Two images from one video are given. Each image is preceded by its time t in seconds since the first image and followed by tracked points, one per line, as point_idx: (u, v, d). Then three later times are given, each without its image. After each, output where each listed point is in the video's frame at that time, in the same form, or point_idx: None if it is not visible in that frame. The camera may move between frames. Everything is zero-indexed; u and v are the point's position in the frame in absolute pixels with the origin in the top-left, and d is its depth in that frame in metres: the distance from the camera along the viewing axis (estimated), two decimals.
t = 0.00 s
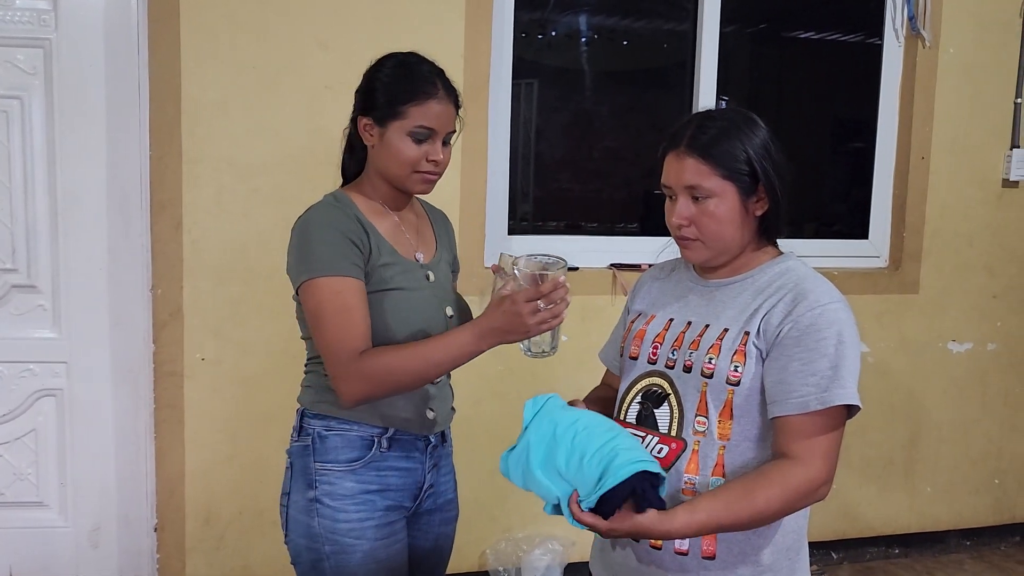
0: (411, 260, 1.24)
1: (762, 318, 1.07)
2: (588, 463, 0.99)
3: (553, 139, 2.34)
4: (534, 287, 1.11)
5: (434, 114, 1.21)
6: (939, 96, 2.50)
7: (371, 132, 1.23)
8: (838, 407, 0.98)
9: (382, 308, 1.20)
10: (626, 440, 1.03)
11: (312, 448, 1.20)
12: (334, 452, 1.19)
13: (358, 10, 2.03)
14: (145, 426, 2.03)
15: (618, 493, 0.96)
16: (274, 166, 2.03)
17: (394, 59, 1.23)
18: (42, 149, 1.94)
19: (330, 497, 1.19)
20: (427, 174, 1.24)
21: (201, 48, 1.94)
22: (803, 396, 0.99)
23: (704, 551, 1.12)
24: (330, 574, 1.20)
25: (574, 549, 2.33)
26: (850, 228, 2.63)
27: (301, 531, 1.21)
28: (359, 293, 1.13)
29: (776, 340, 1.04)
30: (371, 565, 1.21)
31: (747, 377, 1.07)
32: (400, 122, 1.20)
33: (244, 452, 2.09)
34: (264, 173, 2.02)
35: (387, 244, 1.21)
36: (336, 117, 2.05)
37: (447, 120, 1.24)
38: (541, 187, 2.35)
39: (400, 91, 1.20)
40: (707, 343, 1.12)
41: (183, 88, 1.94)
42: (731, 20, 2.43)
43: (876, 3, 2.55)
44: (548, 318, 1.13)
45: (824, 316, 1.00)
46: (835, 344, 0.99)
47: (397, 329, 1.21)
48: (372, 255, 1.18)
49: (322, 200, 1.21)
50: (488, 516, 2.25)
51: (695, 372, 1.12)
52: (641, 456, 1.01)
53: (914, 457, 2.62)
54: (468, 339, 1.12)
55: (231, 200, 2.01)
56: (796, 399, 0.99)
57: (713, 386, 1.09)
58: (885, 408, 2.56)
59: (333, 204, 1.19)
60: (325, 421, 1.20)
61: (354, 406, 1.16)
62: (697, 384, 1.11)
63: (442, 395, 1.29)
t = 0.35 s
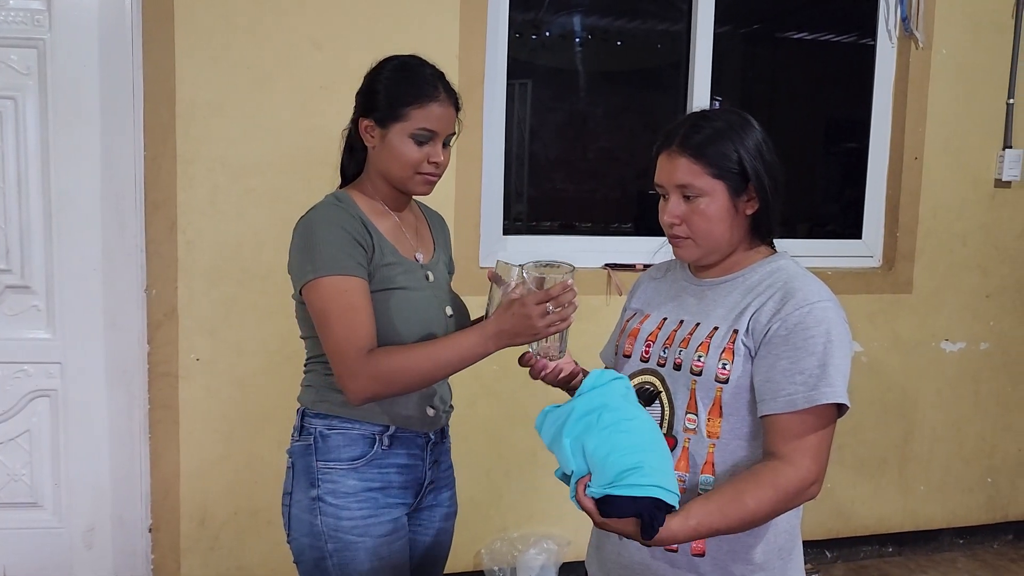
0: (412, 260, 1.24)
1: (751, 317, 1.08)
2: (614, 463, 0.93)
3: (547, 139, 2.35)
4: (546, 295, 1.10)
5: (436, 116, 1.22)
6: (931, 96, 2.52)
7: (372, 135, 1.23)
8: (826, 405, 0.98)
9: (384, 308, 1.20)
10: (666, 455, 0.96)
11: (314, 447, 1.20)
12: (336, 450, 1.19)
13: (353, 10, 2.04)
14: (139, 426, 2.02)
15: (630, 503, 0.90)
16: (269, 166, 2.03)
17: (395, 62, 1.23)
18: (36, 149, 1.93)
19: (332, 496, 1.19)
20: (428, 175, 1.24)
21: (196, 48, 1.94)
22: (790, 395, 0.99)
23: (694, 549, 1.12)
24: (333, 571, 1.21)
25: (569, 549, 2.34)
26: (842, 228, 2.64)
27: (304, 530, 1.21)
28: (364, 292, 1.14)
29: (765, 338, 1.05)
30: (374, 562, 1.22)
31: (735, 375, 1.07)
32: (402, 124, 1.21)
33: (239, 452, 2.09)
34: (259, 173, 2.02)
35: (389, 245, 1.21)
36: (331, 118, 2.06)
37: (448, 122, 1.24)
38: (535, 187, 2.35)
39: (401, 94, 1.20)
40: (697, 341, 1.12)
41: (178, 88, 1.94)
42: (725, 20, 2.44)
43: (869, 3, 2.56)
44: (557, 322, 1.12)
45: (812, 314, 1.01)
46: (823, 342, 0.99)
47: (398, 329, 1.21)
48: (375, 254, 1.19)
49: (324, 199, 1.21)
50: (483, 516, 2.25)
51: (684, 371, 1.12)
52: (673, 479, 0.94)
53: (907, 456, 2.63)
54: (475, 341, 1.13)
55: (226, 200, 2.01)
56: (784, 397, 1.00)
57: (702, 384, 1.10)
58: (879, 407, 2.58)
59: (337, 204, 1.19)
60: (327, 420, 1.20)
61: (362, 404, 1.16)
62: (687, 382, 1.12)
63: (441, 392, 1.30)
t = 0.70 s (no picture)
0: (409, 259, 1.24)
1: (748, 316, 1.08)
2: (641, 432, 0.93)
3: (544, 138, 2.35)
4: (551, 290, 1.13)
5: (431, 116, 1.22)
6: (927, 96, 2.52)
7: (368, 136, 1.24)
8: (821, 402, 0.98)
9: (382, 307, 1.20)
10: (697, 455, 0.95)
11: (311, 445, 1.20)
12: (333, 448, 1.19)
13: (349, 10, 2.03)
14: (135, 426, 2.02)
15: (643, 469, 0.90)
16: (265, 165, 2.03)
17: (390, 62, 1.23)
18: (31, 149, 1.93)
19: (330, 493, 1.19)
20: (424, 175, 1.24)
21: (191, 47, 1.94)
22: (785, 392, 0.99)
23: (693, 548, 1.12)
24: (330, 568, 1.20)
25: (565, 549, 2.34)
26: (839, 227, 2.64)
27: (302, 528, 1.21)
28: (363, 288, 1.14)
29: (761, 337, 1.05)
30: (370, 560, 1.21)
31: (733, 374, 1.07)
32: (397, 124, 1.20)
33: (235, 452, 2.09)
34: (255, 173, 2.02)
35: (386, 244, 1.21)
36: (327, 118, 2.06)
37: (444, 122, 1.24)
38: (532, 187, 2.35)
39: (396, 94, 1.20)
40: (694, 341, 1.12)
41: (173, 87, 1.93)
42: (721, 20, 2.44)
43: (865, 3, 2.57)
44: (560, 322, 1.15)
45: (807, 313, 1.01)
46: (819, 341, 0.99)
47: (397, 327, 1.21)
48: (373, 253, 1.19)
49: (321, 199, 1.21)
50: (479, 516, 2.25)
51: (682, 370, 1.12)
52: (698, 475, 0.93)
53: (904, 456, 2.64)
54: (478, 335, 1.13)
55: (222, 200, 2.00)
56: (778, 394, 0.99)
57: (700, 384, 1.10)
58: (875, 406, 2.58)
59: (334, 203, 1.19)
60: (325, 419, 1.20)
61: (365, 400, 1.15)
62: (684, 382, 1.11)
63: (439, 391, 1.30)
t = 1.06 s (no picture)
0: (404, 260, 1.24)
1: (745, 315, 1.08)
2: (685, 386, 0.97)
3: (541, 138, 2.35)
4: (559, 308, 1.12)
5: (426, 117, 1.21)
6: (924, 96, 2.52)
7: (365, 138, 1.24)
8: (825, 398, 0.98)
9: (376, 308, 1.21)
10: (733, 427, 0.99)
11: (304, 442, 1.21)
12: (324, 445, 1.20)
13: (345, 10, 2.03)
14: (131, 428, 2.01)
15: (673, 417, 0.95)
16: (261, 166, 2.03)
17: (387, 65, 1.23)
18: (27, 150, 1.93)
19: (318, 489, 1.20)
20: (419, 177, 1.24)
21: (187, 48, 1.93)
22: (787, 388, 0.99)
23: (691, 543, 1.12)
24: (319, 564, 1.21)
25: (562, 549, 2.34)
26: (836, 227, 2.64)
27: (294, 521, 1.23)
28: (359, 287, 1.14)
29: (759, 336, 1.05)
30: (358, 556, 1.21)
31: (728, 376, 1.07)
32: (391, 125, 1.21)
33: (231, 453, 2.09)
34: (251, 173, 2.02)
35: (380, 245, 1.21)
36: (323, 118, 2.06)
37: (439, 125, 1.23)
38: (529, 187, 2.35)
39: (391, 97, 1.20)
40: (689, 342, 1.12)
41: (170, 88, 1.93)
42: (717, 21, 2.44)
43: (862, 3, 2.57)
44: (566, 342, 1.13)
45: (804, 310, 1.01)
46: (817, 337, 0.99)
47: (392, 327, 1.21)
48: (368, 254, 1.19)
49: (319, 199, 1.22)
50: (476, 517, 2.25)
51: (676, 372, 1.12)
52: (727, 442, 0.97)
53: (900, 456, 2.64)
54: (481, 339, 1.12)
55: (218, 200, 2.00)
56: (781, 391, 1.00)
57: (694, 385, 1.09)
58: (872, 406, 2.58)
59: (331, 203, 1.20)
60: (317, 416, 1.21)
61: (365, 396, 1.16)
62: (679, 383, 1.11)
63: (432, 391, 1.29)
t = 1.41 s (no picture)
0: (399, 263, 1.24)
1: (746, 313, 1.08)
2: (680, 373, 1.01)
3: (541, 139, 2.35)
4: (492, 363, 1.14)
5: (427, 122, 1.21)
6: (924, 97, 2.52)
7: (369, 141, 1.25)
8: (824, 395, 0.98)
9: (369, 310, 1.21)
10: (732, 421, 1.01)
11: (297, 439, 1.23)
12: (315, 443, 1.22)
13: (345, 11, 2.04)
14: (131, 428, 2.01)
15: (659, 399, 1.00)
16: (261, 167, 2.03)
17: (391, 67, 1.23)
18: (28, 150, 1.93)
19: (309, 486, 1.21)
20: (420, 180, 1.23)
21: (187, 48, 1.93)
22: (787, 386, 0.99)
23: (694, 541, 1.11)
24: (308, 560, 1.22)
25: (562, 549, 2.34)
26: (835, 227, 2.65)
27: (286, 518, 1.24)
28: (337, 295, 1.16)
29: (760, 334, 1.05)
30: (346, 553, 1.21)
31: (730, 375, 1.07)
32: (392, 129, 1.21)
33: (231, 453, 2.09)
34: (251, 174, 2.02)
35: (374, 248, 1.22)
36: (323, 119, 2.06)
37: (441, 129, 1.23)
38: (529, 188, 2.35)
39: (391, 101, 1.20)
40: (688, 343, 1.12)
41: (170, 88, 1.93)
42: (717, 21, 2.44)
43: (862, 4, 2.57)
44: (483, 399, 1.14)
45: (805, 309, 1.01)
46: (818, 336, 0.99)
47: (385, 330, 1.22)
48: (355, 258, 1.20)
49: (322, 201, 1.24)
50: (476, 517, 2.25)
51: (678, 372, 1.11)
52: (720, 433, 1.00)
53: (899, 456, 2.64)
54: (405, 372, 1.14)
55: (218, 200, 2.00)
56: (781, 388, 1.00)
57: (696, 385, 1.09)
58: (871, 406, 2.58)
59: (330, 206, 1.22)
60: (311, 414, 1.23)
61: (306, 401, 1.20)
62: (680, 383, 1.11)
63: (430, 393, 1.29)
